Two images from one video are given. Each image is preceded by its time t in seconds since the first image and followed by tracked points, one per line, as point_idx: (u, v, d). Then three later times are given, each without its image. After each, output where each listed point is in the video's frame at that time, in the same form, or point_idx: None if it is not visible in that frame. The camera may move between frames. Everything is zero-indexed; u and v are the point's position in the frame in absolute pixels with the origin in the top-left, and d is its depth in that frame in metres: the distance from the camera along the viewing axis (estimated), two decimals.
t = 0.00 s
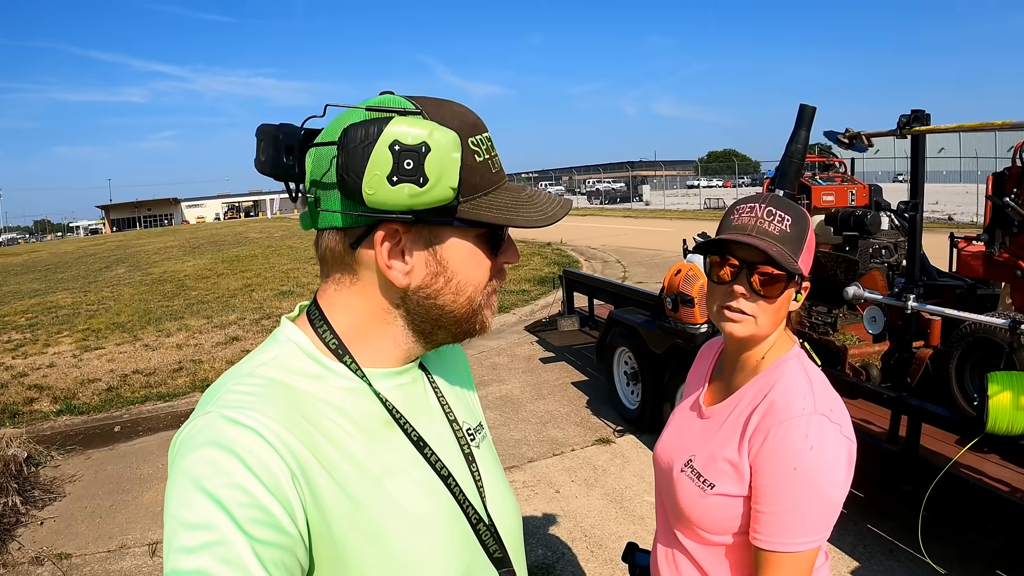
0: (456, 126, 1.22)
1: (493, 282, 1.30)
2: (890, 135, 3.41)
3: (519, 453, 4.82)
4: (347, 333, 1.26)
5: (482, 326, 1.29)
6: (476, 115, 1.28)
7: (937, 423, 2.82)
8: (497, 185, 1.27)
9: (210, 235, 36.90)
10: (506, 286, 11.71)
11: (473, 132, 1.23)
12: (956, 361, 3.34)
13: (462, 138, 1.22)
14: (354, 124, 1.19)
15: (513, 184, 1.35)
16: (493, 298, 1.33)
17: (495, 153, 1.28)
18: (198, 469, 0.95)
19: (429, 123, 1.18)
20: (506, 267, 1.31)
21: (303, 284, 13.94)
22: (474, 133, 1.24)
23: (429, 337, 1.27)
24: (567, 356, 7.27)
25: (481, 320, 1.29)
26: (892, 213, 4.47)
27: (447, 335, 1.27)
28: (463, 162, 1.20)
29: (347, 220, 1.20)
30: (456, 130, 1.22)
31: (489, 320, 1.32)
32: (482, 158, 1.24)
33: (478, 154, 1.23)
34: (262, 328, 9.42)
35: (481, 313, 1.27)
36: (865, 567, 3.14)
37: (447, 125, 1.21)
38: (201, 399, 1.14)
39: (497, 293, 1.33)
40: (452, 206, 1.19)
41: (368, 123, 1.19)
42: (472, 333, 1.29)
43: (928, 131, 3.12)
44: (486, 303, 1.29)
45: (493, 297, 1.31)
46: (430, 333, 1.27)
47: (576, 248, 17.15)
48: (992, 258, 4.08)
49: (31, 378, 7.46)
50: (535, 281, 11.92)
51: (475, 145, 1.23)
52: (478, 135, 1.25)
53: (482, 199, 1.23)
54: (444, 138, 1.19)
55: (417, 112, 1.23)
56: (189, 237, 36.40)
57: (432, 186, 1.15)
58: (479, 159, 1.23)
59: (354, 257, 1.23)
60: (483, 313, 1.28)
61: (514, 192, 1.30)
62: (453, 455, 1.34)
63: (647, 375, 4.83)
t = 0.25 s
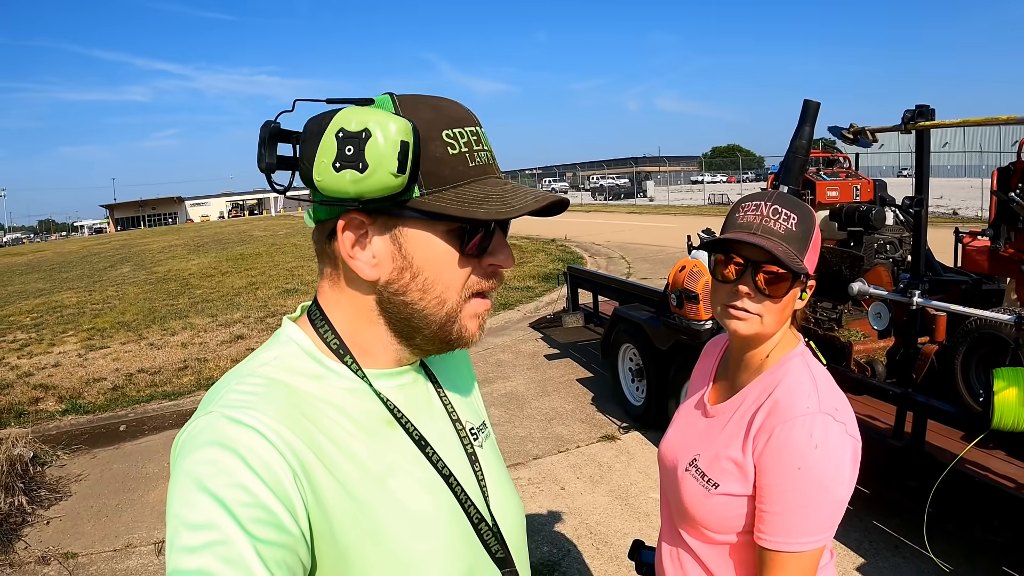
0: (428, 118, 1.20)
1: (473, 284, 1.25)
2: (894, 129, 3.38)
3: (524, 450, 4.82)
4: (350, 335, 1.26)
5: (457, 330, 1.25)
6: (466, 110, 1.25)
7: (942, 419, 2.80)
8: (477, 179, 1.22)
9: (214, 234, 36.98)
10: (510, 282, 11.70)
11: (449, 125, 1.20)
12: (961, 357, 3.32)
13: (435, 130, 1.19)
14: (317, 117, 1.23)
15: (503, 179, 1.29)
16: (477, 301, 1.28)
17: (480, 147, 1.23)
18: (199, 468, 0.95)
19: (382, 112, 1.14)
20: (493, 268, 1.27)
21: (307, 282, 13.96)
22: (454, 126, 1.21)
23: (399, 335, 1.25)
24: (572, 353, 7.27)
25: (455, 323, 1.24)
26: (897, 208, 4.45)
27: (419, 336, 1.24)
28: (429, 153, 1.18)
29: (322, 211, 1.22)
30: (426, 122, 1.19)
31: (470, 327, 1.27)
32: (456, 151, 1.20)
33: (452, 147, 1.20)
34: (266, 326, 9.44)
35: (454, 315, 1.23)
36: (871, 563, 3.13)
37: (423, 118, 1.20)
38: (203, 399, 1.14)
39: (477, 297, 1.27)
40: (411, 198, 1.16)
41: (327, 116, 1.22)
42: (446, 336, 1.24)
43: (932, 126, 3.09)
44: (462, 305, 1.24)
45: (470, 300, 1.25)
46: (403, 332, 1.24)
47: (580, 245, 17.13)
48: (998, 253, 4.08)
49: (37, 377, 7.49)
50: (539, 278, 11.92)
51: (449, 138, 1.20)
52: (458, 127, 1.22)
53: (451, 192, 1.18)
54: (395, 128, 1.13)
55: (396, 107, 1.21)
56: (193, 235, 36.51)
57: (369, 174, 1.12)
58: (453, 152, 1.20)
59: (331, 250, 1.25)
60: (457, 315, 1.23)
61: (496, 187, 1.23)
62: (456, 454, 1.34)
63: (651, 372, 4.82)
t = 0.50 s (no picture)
0: (406, 108, 1.18)
1: (445, 279, 1.20)
2: (896, 118, 3.36)
3: (527, 442, 4.82)
4: (349, 332, 1.25)
5: (429, 325, 1.20)
6: (447, 97, 1.22)
7: (945, 408, 2.79)
8: (447, 168, 1.18)
9: (214, 227, 36.93)
10: (510, 273, 11.68)
11: (422, 115, 1.18)
12: (962, 346, 3.32)
13: (405, 119, 1.17)
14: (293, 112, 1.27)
15: (478, 170, 1.24)
16: (451, 297, 1.22)
17: (454, 137, 1.20)
18: (198, 468, 0.94)
19: (344, 102, 1.15)
20: (468, 262, 1.22)
21: (308, 275, 13.95)
22: (427, 114, 1.19)
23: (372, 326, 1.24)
24: (574, 343, 7.26)
25: (425, 319, 1.20)
26: (898, 196, 4.42)
27: (392, 331, 1.22)
28: (395, 142, 1.16)
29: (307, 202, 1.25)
30: (403, 113, 1.18)
31: (446, 325, 1.22)
32: (426, 140, 1.18)
33: (423, 136, 1.18)
34: (268, 319, 9.44)
35: (424, 310, 1.19)
36: (873, 552, 3.14)
37: (395, 107, 1.18)
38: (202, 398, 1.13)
39: (453, 293, 1.23)
40: (372, 186, 1.15)
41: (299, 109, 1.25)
42: (417, 332, 1.20)
43: (934, 114, 3.07)
44: (432, 300, 1.20)
45: (444, 295, 1.21)
46: (380, 326, 1.22)
47: (580, 235, 17.09)
48: (999, 241, 4.05)
49: (39, 374, 7.50)
50: (540, 268, 11.90)
51: (420, 127, 1.18)
52: (429, 117, 1.19)
53: (414, 181, 1.16)
54: (354, 116, 1.14)
55: (381, 99, 1.20)
56: (194, 229, 36.48)
57: (325, 160, 1.12)
58: (422, 141, 1.17)
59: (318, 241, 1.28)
60: (426, 310, 1.19)
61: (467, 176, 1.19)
62: (458, 451, 1.33)
63: (653, 362, 4.82)
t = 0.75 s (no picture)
0: (397, 108, 1.18)
1: (433, 279, 1.20)
2: (893, 121, 3.37)
3: (525, 445, 4.82)
4: (351, 333, 1.25)
5: (417, 326, 1.20)
6: (437, 96, 1.21)
7: (943, 409, 2.80)
8: (434, 168, 1.18)
9: (211, 230, 36.88)
10: (507, 277, 11.68)
11: (412, 114, 1.18)
12: (960, 348, 3.33)
13: (395, 119, 1.17)
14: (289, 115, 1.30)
15: (470, 168, 1.22)
16: (440, 298, 1.22)
17: (444, 136, 1.18)
18: (202, 469, 0.94)
19: (333, 103, 1.17)
20: (456, 262, 1.21)
21: (305, 278, 13.94)
22: (417, 114, 1.18)
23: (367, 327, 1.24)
24: (571, 346, 7.27)
25: (414, 319, 1.20)
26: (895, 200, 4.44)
27: (384, 331, 1.22)
28: (384, 142, 1.16)
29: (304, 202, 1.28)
30: (392, 111, 1.18)
31: (435, 326, 1.21)
32: (415, 139, 1.17)
33: (411, 135, 1.17)
34: (265, 323, 9.43)
35: (412, 310, 1.19)
36: (872, 554, 3.15)
37: (387, 107, 1.18)
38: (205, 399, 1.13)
39: (441, 294, 1.22)
40: (360, 186, 1.16)
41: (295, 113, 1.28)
42: (406, 332, 1.20)
43: (931, 118, 3.09)
44: (420, 300, 1.20)
45: (432, 296, 1.21)
46: (373, 326, 1.22)
47: (577, 238, 17.11)
48: (996, 244, 4.06)
49: (35, 377, 7.47)
50: (538, 271, 11.91)
51: (409, 126, 1.17)
52: (419, 116, 1.18)
53: (401, 180, 1.16)
54: (342, 116, 1.15)
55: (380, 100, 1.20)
56: (191, 233, 36.42)
57: (314, 161, 1.15)
58: (411, 140, 1.17)
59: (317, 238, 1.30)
60: (414, 310, 1.20)
61: (455, 175, 1.17)
62: (460, 452, 1.33)
63: (651, 364, 4.82)
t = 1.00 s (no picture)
0: (383, 106, 1.18)
1: (420, 277, 1.19)
2: (890, 121, 3.38)
3: (523, 445, 4.82)
4: (350, 333, 1.25)
5: (406, 325, 1.19)
6: (423, 94, 1.21)
7: (941, 409, 2.81)
8: (417, 164, 1.17)
9: (209, 231, 36.82)
10: (505, 277, 11.68)
11: (399, 111, 1.18)
12: (958, 348, 3.34)
13: (381, 117, 1.17)
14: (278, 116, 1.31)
15: (455, 163, 1.21)
16: (427, 296, 1.20)
17: (429, 132, 1.17)
18: (199, 469, 0.94)
19: (318, 103, 1.18)
20: (442, 260, 1.20)
21: (303, 279, 13.93)
22: (403, 111, 1.18)
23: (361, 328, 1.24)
24: (569, 347, 7.27)
25: (402, 318, 1.19)
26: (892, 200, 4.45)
27: (374, 330, 1.21)
28: (369, 140, 1.16)
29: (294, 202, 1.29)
30: (379, 109, 1.18)
31: (424, 324, 1.20)
32: (399, 136, 1.17)
33: (395, 132, 1.17)
34: (262, 324, 9.41)
35: (400, 309, 1.19)
36: (870, 553, 3.15)
37: (374, 106, 1.19)
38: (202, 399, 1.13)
39: (430, 293, 1.21)
40: (347, 185, 1.16)
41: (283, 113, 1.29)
42: (395, 331, 1.20)
43: (928, 118, 3.09)
44: (407, 298, 1.19)
45: (419, 294, 1.20)
46: (364, 324, 1.22)
47: (575, 239, 17.11)
48: (993, 244, 4.06)
49: (32, 378, 7.45)
50: (535, 272, 11.91)
51: (395, 123, 1.17)
52: (404, 113, 1.18)
53: (384, 177, 1.16)
54: (327, 116, 1.16)
55: (373, 97, 1.21)
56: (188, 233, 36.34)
57: (299, 162, 1.15)
58: (395, 137, 1.17)
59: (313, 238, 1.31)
60: (401, 308, 1.19)
61: (437, 170, 1.16)
62: (459, 451, 1.33)
63: (649, 365, 4.82)
